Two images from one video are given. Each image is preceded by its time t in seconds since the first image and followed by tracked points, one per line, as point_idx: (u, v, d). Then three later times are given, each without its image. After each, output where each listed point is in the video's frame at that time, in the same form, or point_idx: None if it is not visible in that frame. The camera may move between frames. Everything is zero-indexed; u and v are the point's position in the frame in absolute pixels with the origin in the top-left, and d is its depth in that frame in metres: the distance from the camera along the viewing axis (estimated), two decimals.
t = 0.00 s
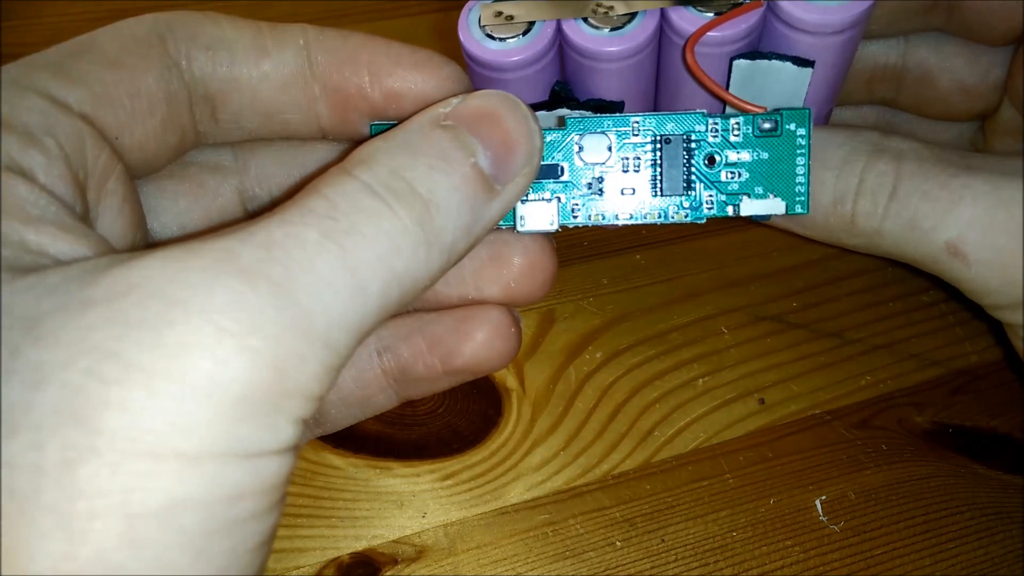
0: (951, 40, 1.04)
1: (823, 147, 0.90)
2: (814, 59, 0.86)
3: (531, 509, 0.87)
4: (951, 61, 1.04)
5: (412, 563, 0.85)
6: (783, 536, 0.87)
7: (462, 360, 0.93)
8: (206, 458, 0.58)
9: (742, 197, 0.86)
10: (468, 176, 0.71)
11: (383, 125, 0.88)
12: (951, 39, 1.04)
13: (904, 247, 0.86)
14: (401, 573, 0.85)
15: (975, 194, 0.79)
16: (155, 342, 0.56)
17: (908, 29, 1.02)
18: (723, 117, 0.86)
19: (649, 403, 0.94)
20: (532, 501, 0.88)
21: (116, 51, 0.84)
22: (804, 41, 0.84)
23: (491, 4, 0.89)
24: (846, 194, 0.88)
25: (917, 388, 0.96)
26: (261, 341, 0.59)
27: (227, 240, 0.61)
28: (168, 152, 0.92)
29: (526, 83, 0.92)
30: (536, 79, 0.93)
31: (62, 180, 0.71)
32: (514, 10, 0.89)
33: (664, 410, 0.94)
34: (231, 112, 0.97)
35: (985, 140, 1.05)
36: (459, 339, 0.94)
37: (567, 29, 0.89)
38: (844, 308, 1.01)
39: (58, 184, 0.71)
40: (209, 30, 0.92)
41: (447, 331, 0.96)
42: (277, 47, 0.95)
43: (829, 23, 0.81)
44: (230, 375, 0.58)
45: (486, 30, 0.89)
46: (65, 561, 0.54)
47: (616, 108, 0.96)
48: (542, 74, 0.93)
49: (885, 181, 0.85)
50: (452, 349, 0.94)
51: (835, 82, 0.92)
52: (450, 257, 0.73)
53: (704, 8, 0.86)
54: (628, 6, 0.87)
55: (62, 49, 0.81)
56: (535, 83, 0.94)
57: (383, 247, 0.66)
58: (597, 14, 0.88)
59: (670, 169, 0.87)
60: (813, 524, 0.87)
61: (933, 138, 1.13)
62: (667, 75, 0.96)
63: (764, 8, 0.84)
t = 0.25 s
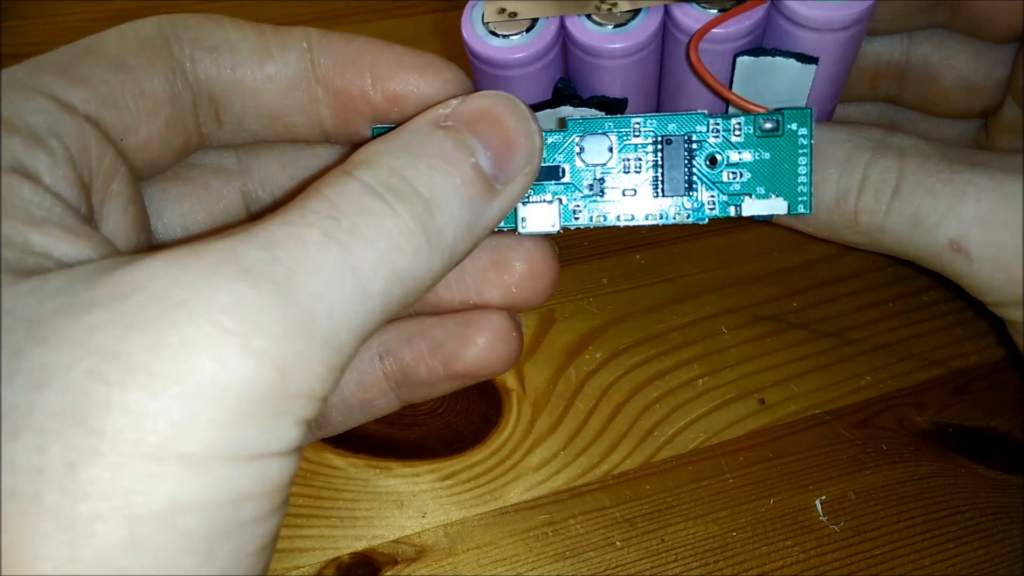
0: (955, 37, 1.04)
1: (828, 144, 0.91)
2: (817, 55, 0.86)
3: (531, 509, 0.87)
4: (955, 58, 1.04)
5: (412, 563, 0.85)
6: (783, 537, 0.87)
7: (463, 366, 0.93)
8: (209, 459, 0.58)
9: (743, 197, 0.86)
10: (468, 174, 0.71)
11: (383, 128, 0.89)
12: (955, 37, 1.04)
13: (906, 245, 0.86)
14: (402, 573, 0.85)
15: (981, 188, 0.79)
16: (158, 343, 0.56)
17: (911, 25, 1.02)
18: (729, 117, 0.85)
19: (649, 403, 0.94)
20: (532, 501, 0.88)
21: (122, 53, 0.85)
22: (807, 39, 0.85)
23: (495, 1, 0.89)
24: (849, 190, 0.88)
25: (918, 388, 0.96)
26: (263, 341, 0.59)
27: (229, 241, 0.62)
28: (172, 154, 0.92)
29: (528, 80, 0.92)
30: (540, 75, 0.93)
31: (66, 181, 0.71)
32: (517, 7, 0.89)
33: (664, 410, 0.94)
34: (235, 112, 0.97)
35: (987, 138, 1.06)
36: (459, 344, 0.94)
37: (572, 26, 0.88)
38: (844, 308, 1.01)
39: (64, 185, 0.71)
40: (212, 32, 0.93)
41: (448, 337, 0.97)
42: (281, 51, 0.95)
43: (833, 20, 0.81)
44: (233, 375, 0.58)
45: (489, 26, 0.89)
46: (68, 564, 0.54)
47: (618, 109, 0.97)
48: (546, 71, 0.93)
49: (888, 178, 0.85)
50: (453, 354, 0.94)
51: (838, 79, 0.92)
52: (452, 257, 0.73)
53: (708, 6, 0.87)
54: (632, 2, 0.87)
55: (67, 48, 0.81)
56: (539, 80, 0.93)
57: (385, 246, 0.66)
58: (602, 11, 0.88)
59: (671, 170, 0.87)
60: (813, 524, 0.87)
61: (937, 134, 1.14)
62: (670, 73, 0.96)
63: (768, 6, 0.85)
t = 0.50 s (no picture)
0: (957, 35, 1.04)
1: (829, 141, 0.91)
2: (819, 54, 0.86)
3: (531, 509, 0.87)
4: (957, 55, 1.04)
5: (412, 563, 0.85)
6: (783, 537, 0.87)
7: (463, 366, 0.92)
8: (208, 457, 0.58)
9: (742, 196, 0.86)
10: (465, 173, 0.71)
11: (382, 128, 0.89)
12: (956, 35, 1.04)
13: (908, 242, 0.86)
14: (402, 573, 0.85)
15: (981, 185, 0.78)
16: (156, 341, 0.57)
17: (912, 23, 1.02)
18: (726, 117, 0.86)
19: (649, 403, 0.94)
20: (532, 501, 0.88)
21: (120, 53, 0.84)
22: (808, 38, 0.85)
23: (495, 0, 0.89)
24: (852, 185, 0.88)
25: (918, 388, 0.96)
26: (262, 339, 0.59)
27: (228, 240, 0.62)
28: (172, 154, 0.92)
29: (529, 79, 0.92)
30: (540, 74, 0.93)
31: (64, 181, 0.72)
32: (518, 6, 0.88)
33: (664, 410, 0.94)
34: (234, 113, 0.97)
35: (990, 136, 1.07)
36: (458, 344, 0.94)
37: (572, 25, 0.88)
38: (844, 308, 1.01)
39: (64, 185, 0.71)
40: (210, 32, 0.93)
41: (446, 336, 0.96)
42: (281, 51, 0.96)
43: (834, 20, 0.81)
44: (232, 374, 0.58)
45: (489, 26, 0.89)
46: (66, 563, 0.54)
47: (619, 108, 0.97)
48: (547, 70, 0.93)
49: (889, 176, 0.85)
50: (453, 353, 0.93)
51: (839, 78, 0.91)
52: (450, 256, 0.73)
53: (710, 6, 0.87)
54: (634, 2, 0.87)
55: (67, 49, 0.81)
56: (540, 79, 0.93)
57: (383, 245, 0.66)
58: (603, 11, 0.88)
59: (669, 169, 0.87)
60: (813, 524, 0.87)
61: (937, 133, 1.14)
62: (670, 71, 0.96)
63: (769, 6, 0.85)
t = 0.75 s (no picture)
0: (956, 36, 1.04)
1: (824, 146, 0.90)
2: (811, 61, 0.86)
3: (531, 509, 0.87)
4: (956, 56, 1.04)
5: (412, 563, 0.85)
6: (783, 537, 0.87)
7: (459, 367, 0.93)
8: (220, 458, 0.58)
9: (722, 206, 0.86)
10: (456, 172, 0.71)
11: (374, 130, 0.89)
12: (956, 36, 1.03)
13: (900, 250, 0.86)
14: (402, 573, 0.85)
15: (971, 198, 0.78)
16: (168, 342, 0.56)
17: (911, 24, 1.02)
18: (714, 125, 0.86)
19: (649, 403, 0.94)
20: (532, 501, 0.88)
21: (112, 51, 0.84)
22: (799, 46, 0.85)
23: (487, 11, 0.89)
24: (845, 194, 0.88)
25: (918, 388, 0.96)
26: (270, 336, 0.59)
27: (231, 241, 0.62)
28: (169, 151, 0.92)
29: (523, 89, 0.92)
30: (534, 84, 0.93)
31: (65, 182, 0.72)
32: (509, 17, 0.89)
33: (664, 410, 0.94)
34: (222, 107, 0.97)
35: (991, 136, 1.07)
36: (458, 343, 0.95)
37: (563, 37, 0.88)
38: (845, 308, 1.01)
39: (64, 186, 0.71)
40: (202, 31, 0.93)
41: (445, 335, 0.98)
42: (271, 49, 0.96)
43: (824, 28, 0.81)
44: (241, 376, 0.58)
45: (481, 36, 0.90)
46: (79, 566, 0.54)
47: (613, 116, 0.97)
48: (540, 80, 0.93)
49: (883, 183, 0.85)
50: (451, 352, 0.95)
51: (832, 82, 0.91)
52: (445, 253, 0.73)
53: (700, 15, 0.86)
54: (623, 11, 0.86)
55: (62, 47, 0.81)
56: (533, 88, 0.93)
57: (382, 241, 0.66)
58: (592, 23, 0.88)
59: (652, 177, 0.87)
60: (813, 524, 0.87)
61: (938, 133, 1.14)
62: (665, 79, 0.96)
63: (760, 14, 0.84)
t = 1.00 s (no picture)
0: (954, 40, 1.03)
1: (817, 157, 0.91)
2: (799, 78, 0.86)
3: (531, 509, 0.87)
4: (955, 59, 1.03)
5: (412, 563, 0.85)
6: (784, 536, 0.87)
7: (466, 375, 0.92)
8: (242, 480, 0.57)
9: (722, 225, 0.87)
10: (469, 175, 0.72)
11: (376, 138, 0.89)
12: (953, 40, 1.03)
13: (893, 259, 0.86)
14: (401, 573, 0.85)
15: (963, 211, 0.78)
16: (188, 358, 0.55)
17: (910, 27, 1.02)
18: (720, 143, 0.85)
19: (649, 403, 0.94)
20: (532, 501, 0.88)
21: (123, 33, 0.83)
22: (786, 62, 0.85)
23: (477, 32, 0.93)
24: (836, 206, 0.88)
25: (917, 388, 0.96)
26: (296, 347, 0.58)
27: (249, 254, 0.60)
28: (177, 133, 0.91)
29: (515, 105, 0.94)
30: (527, 101, 0.95)
31: (78, 183, 0.71)
32: (498, 37, 0.92)
33: (664, 410, 0.94)
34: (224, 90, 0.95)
35: (991, 136, 1.08)
36: (470, 354, 0.94)
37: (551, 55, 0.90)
38: (845, 308, 1.01)
39: (76, 187, 0.71)
40: (210, 7, 0.91)
41: (457, 345, 0.97)
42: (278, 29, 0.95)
43: (808, 46, 0.82)
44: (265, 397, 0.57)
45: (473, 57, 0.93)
46: None
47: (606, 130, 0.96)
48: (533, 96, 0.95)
49: (876, 193, 0.85)
50: (463, 362, 0.94)
51: (824, 95, 0.92)
52: (462, 256, 0.74)
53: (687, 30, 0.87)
54: (610, 29, 0.88)
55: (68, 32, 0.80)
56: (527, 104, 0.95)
57: (402, 245, 0.66)
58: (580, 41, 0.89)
59: (653, 193, 0.87)
60: (813, 524, 0.87)
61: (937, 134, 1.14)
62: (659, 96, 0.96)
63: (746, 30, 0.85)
